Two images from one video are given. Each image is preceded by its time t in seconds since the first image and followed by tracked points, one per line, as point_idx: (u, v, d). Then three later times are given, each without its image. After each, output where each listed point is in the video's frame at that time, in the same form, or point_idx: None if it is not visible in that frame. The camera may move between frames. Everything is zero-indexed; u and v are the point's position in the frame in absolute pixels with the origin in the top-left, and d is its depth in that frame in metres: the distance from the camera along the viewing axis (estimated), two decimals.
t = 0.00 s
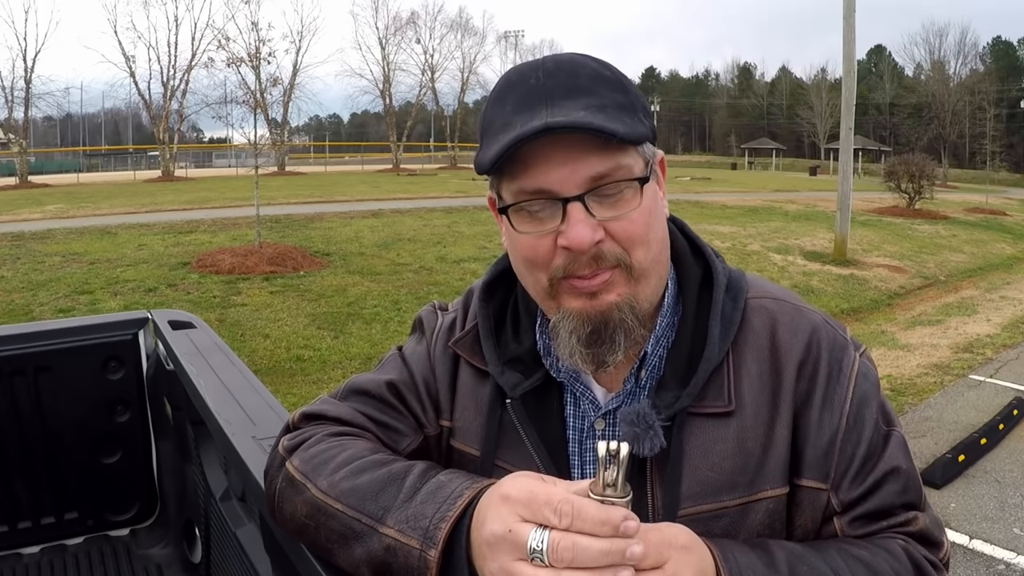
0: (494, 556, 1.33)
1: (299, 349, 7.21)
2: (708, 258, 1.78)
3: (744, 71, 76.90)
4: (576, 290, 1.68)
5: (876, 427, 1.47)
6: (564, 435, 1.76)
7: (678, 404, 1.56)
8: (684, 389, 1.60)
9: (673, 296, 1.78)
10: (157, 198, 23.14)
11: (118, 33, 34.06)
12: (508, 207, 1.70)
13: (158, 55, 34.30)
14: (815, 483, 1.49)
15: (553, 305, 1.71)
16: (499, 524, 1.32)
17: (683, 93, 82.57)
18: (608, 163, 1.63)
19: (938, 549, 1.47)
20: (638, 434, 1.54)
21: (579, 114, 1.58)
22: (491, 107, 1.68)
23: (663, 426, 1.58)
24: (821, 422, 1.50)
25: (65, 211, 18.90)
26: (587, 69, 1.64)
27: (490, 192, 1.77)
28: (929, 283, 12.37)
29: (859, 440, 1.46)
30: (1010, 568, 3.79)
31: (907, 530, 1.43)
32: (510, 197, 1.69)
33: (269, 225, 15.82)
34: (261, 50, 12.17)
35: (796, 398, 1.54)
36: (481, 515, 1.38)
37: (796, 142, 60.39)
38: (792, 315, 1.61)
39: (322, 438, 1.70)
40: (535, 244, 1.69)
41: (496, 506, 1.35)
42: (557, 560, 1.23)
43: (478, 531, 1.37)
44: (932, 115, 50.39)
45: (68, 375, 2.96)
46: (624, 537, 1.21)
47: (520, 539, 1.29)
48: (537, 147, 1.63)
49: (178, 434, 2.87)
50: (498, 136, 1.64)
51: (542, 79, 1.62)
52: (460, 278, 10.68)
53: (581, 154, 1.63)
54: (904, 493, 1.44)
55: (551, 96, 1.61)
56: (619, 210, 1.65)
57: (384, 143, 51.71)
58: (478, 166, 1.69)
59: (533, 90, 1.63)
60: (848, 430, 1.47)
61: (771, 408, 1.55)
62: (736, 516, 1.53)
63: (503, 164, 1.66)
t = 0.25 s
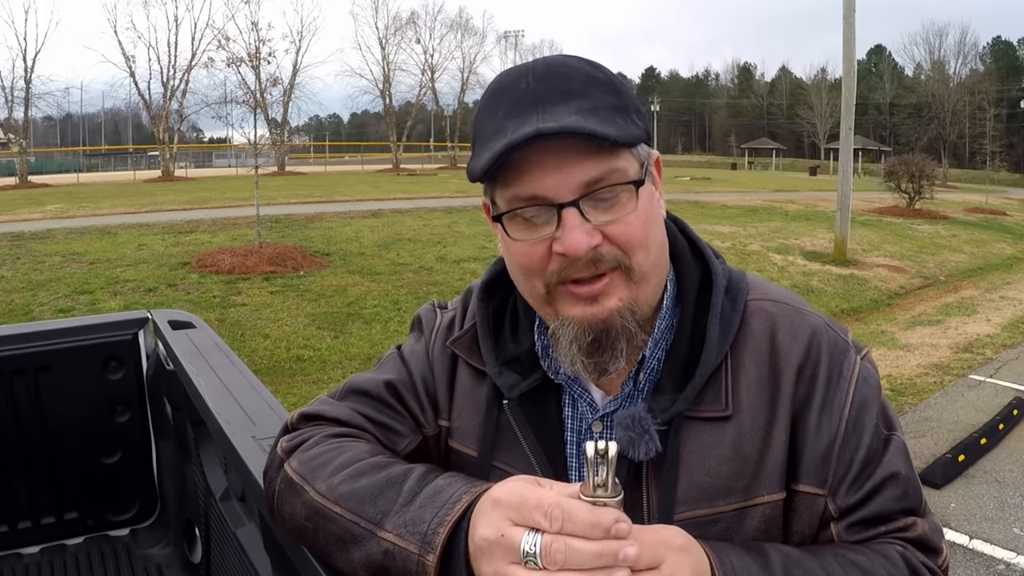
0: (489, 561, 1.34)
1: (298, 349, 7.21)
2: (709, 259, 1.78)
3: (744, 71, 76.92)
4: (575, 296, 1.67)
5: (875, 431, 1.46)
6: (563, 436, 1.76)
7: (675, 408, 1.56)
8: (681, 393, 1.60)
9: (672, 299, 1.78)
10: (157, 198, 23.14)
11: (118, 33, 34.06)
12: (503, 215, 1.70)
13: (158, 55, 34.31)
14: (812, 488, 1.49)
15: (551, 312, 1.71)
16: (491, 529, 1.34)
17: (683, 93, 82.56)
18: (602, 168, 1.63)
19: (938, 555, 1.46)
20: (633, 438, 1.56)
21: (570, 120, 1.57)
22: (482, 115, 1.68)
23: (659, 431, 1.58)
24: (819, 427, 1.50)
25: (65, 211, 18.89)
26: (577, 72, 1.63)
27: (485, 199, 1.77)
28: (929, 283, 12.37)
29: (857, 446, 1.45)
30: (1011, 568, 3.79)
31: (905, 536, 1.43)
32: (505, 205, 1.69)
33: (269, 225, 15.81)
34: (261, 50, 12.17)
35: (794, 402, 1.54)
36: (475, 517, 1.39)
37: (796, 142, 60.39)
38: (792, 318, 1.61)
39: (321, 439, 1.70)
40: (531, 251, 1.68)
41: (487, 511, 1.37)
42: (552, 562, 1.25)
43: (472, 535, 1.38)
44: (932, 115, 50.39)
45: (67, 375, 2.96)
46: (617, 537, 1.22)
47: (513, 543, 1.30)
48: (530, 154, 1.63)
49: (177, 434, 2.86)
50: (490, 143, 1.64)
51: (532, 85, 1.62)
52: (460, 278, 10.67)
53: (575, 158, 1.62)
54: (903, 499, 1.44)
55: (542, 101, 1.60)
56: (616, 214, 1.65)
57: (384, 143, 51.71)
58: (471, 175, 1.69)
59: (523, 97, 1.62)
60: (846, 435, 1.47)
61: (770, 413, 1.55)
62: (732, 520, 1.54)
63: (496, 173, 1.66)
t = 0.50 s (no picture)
0: (492, 556, 1.34)
1: (299, 349, 7.21)
2: (712, 259, 1.78)
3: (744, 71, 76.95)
4: (583, 273, 1.67)
5: (878, 433, 1.47)
6: (565, 435, 1.76)
7: (679, 407, 1.56)
8: (685, 392, 1.60)
9: (676, 297, 1.78)
10: (157, 198, 23.13)
11: (118, 33, 34.02)
12: (513, 191, 1.71)
13: (158, 55, 34.27)
14: (815, 488, 1.50)
15: (559, 294, 1.71)
16: (492, 525, 1.34)
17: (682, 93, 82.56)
18: (613, 144, 1.65)
19: (941, 556, 1.46)
20: (638, 436, 1.55)
21: (585, 90, 1.60)
22: (496, 95, 1.71)
23: (663, 429, 1.58)
24: (822, 428, 1.50)
25: (65, 211, 18.87)
26: (590, 57, 1.67)
27: (494, 183, 1.78)
28: (929, 283, 12.37)
29: (860, 447, 1.46)
30: (1011, 568, 3.79)
31: (907, 536, 1.43)
32: (515, 181, 1.70)
33: (269, 225, 15.80)
34: (261, 50, 12.15)
35: (798, 401, 1.54)
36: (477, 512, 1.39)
37: (796, 142, 60.39)
38: (796, 319, 1.61)
39: (321, 438, 1.70)
40: (540, 227, 1.68)
41: (489, 506, 1.37)
42: (555, 557, 1.25)
43: (474, 529, 1.39)
44: (931, 115, 50.40)
45: (67, 374, 2.96)
46: (619, 535, 1.22)
47: (516, 538, 1.31)
48: (542, 128, 1.65)
49: (177, 434, 2.86)
50: (503, 117, 1.66)
51: (546, 63, 1.66)
52: (460, 278, 10.67)
53: (586, 133, 1.65)
54: (905, 500, 1.44)
55: (556, 76, 1.63)
56: (625, 191, 1.65)
57: (384, 143, 51.69)
58: (483, 152, 1.71)
59: (538, 73, 1.65)
60: (850, 435, 1.47)
61: (773, 413, 1.55)
62: (735, 520, 1.53)
63: (508, 146, 1.68)
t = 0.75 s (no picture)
0: (491, 556, 1.35)
1: (299, 349, 7.21)
2: (709, 258, 1.78)
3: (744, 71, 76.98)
4: (579, 269, 1.67)
5: (875, 431, 1.47)
6: (565, 435, 1.75)
7: (677, 405, 1.56)
8: (683, 391, 1.60)
9: (673, 297, 1.77)
10: (157, 198, 23.12)
11: (118, 33, 34.00)
12: (510, 188, 1.71)
13: (158, 55, 34.26)
14: (813, 486, 1.50)
15: (554, 290, 1.71)
16: (490, 525, 1.35)
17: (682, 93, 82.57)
18: (610, 142, 1.65)
19: (939, 553, 1.46)
20: (636, 436, 1.56)
21: (583, 88, 1.60)
22: (495, 92, 1.72)
23: (661, 428, 1.58)
24: (820, 426, 1.50)
25: (65, 211, 18.87)
26: (590, 55, 1.68)
27: (492, 180, 1.79)
28: (929, 283, 12.37)
29: (858, 445, 1.46)
30: (1011, 568, 3.79)
31: (905, 534, 1.43)
32: (512, 178, 1.70)
33: (269, 225, 15.80)
34: (261, 50, 12.15)
35: (795, 400, 1.54)
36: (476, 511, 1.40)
37: (796, 142, 60.39)
38: (794, 318, 1.61)
39: (320, 438, 1.70)
40: (537, 224, 1.69)
41: (487, 506, 1.37)
42: (553, 556, 1.25)
43: (473, 529, 1.39)
44: (931, 115, 50.41)
45: (67, 374, 2.96)
46: (617, 532, 1.23)
47: (514, 538, 1.31)
48: (540, 124, 1.66)
49: (177, 434, 2.86)
50: (501, 113, 1.66)
51: (545, 62, 1.66)
52: (460, 278, 10.67)
53: (584, 131, 1.65)
54: (903, 497, 1.44)
55: (555, 74, 1.64)
56: (621, 190, 1.66)
57: (384, 144, 51.69)
58: (481, 148, 1.71)
59: (537, 70, 1.66)
60: (847, 434, 1.47)
61: (771, 411, 1.55)
62: (734, 519, 1.53)
63: (506, 142, 1.68)
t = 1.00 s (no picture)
0: (489, 557, 1.34)
1: (299, 349, 7.21)
2: (712, 258, 1.78)
3: (745, 72, 76.98)
4: (588, 267, 1.67)
5: (877, 433, 1.47)
6: (566, 434, 1.76)
7: (678, 406, 1.56)
8: (684, 391, 1.60)
9: (676, 298, 1.77)
10: (157, 198, 23.12)
11: (118, 33, 33.97)
12: (520, 183, 1.71)
13: (158, 55, 34.22)
14: (813, 488, 1.50)
15: (562, 289, 1.70)
16: (489, 526, 1.35)
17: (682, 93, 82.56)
18: (621, 141, 1.65)
19: (938, 556, 1.46)
20: (636, 437, 1.55)
21: (596, 86, 1.60)
22: (507, 88, 1.71)
23: (662, 428, 1.57)
24: (821, 427, 1.50)
25: (65, 211, 18.88)
26: (603, 54, 1.67)
27: (501, 174, 1.78)
28: (929, 283, 12.37)
29: (859, 447, 1.46)
30: (1010, 568, 3.79)
31: (904, 536, 1.43)
32: (522, 173, 1.70)
33: (269, 225, 15.79)
34: (261, 50, 12.14)
35: (797, 400, 1.54)
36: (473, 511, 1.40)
37: (796, 142, 60.39)
38: (796, 319, 1.61)
39: (321, 439, 1.70)
40: (546, 221, 1.68)
41: (485, 506, 1.37)
42: (552, 558, 1.25)
43: (470, 532, 1.39)
44: (931, 115, 50.41)
45: (67, 374, 2.95)
46: (615, 534, 1.22)
47: (512, 538, 1.31)
48: (552, 122, 1.65)
49: (177, 434, 2.86)
50: (513, 108, 1.66)
51: (559, 58, 1.66)
52: (460, 278, 10.67)
53: (595, 128, 1.65)
54: (903, 500, 1.44)
55: (568, 71, 1.64)
56: (630, 189, 1.66)
57: (384, 144, 51.69)
58: (492, 143, 1.71)
59: (551, 68, 1.65)
60: (848, 435, 1.47)
61: (771, 413, 1.55)
62: (734, 519, 1.53)
63: (517, 138, 1.68)
